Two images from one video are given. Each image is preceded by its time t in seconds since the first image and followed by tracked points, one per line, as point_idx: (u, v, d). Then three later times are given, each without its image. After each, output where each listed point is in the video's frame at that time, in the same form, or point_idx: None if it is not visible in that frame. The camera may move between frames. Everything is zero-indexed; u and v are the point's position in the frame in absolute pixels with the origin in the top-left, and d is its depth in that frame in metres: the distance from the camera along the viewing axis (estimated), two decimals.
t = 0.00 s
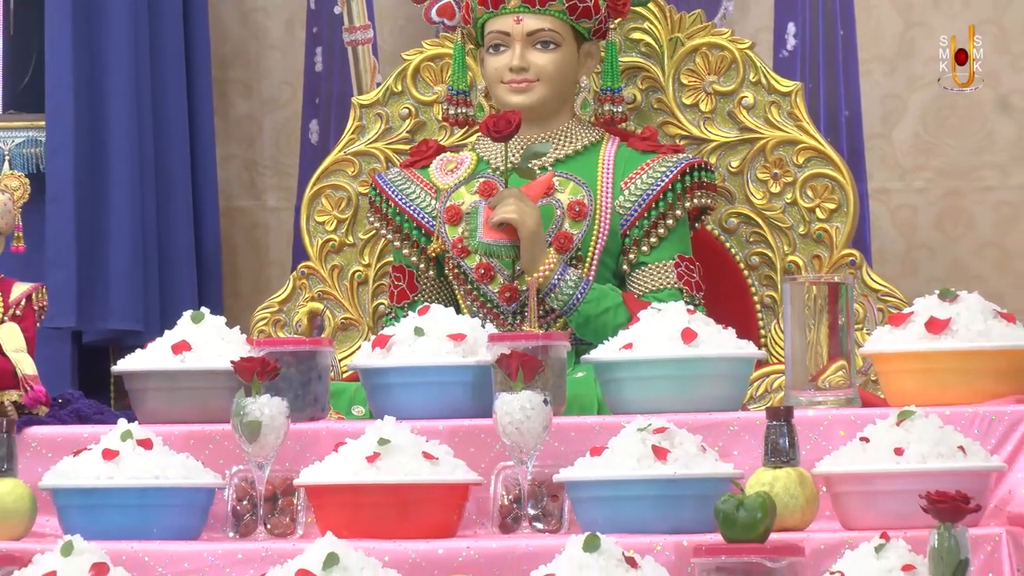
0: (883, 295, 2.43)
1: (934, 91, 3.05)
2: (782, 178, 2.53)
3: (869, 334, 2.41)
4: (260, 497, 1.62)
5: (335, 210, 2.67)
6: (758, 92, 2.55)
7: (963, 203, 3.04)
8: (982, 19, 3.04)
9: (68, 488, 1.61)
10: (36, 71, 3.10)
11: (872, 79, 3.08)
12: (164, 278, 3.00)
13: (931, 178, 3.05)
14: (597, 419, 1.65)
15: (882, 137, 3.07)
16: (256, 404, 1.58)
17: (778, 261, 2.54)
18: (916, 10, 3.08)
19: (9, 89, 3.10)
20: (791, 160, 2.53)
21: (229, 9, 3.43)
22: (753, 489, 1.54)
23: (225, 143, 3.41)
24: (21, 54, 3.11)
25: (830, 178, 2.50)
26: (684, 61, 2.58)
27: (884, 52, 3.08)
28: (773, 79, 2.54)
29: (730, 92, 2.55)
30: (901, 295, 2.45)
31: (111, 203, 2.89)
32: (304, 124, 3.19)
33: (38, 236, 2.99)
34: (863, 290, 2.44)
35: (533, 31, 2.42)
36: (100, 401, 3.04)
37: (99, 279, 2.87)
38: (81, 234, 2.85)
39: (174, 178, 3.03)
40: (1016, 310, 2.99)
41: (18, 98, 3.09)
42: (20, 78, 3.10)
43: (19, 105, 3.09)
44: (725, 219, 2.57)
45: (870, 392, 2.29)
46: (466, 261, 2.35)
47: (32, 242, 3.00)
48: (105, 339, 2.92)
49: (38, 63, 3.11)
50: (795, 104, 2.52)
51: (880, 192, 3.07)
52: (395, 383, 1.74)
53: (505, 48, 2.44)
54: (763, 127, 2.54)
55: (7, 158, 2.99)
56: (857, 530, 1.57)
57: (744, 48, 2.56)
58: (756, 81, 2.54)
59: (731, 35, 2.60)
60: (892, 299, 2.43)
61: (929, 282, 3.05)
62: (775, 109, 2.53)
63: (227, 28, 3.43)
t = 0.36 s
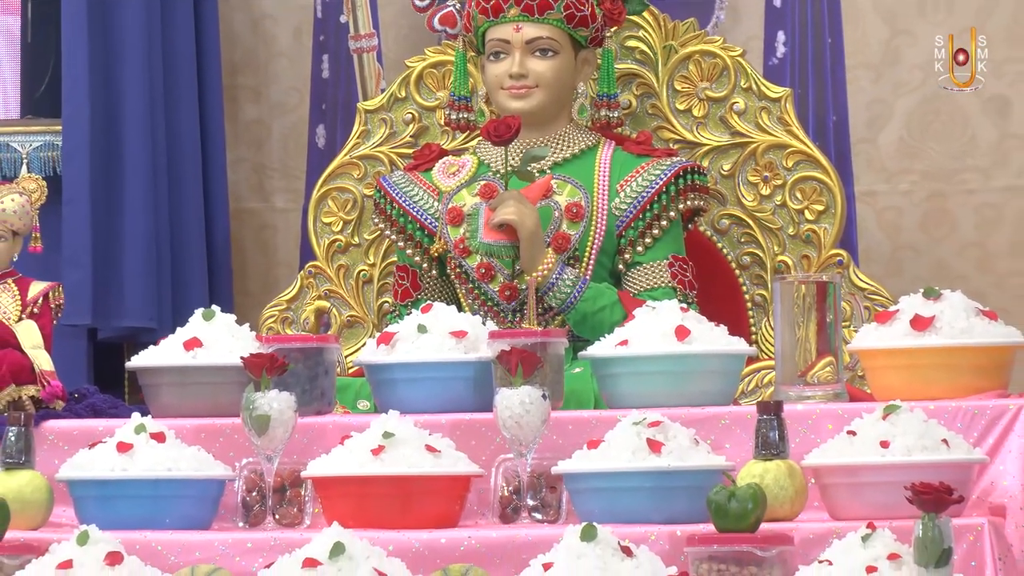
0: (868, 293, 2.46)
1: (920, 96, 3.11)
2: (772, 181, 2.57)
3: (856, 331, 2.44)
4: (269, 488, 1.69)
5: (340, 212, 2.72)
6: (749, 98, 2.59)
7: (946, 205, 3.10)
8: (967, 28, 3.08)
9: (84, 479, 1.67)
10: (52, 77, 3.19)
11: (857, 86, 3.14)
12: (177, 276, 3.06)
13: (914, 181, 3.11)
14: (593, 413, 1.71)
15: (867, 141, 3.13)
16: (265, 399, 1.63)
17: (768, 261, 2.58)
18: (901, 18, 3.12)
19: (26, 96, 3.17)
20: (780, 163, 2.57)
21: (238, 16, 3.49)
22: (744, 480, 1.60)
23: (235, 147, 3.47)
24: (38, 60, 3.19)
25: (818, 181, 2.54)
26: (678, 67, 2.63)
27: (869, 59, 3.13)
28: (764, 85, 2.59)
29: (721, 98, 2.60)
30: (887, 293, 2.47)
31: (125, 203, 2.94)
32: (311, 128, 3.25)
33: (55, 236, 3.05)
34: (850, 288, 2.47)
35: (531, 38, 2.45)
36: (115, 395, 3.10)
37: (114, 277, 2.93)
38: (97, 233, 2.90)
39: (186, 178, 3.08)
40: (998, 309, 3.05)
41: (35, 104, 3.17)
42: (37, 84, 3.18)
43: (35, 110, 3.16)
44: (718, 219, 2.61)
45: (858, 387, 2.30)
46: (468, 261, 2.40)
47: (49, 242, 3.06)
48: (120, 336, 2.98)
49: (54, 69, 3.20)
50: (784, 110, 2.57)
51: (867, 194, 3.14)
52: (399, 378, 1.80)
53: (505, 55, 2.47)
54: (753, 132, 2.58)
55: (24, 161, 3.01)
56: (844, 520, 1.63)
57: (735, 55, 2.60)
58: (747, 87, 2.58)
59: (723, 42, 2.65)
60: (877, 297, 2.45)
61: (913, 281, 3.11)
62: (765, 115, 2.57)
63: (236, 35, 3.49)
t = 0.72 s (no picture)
0: (855, 292, 2.50)
1: (905, 103, 3.13)
2: (762, 184, 2.63)
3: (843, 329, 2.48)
4: (278, 480, 1.75)
5: (347, 214, 2.78)
6: (740, 104, 2.64)
7: (931, 207, 3.11)
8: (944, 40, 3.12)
9: (100, 472, 1.74)
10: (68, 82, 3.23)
11: (845, 92, 3.15)
12: (190, 275, 3.12)
13: (897, 185, 3.13)
14: (591, 408, 1.78)
15: (854, 145, 3.15)
16: (274, 394, 1.70)
17: (759, 262, 2.63)
18: (887, 27, 3.15)
19: (44, 102, 3.22)
20: (770, 167, 2.62)
21: (248, 25, 3.55)
22: (736, 472, 1.66)
23: (245, 152, 3.53)
24: (54, 66, 3.24)
25: (808, 184, 2.60)
26: (672, 75, 2.68)
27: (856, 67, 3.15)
28: (755, 91, 2.63)
29: (714, 104, 2.64)
30: (873, 292, 2.51)
31: (139, 205, 3.00)
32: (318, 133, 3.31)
33: (72, 238, 3.11)
34: (837, 288, 2.51)
35: (530, 47, 2.51)
36: (129, 390, 3.16)
37: (127, 277, 2.98)
38: (112, 234, 2.96)
39: (198, 180, 3.14)
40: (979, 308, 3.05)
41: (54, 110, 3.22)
42: (54, 90, 3.23)
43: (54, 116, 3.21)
44: (710, 221, 2.67)
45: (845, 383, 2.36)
46: (469, 261, 2.46)
47: (66, 243, 3.12)
48: (134, 334, 3.04)
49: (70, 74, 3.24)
50: (774, 116, 2.61)
51: (852, 198, 3.15)
52: (403, 374, 1.87)
53: (505, 63, 2.53)
54: (744, 137, 2.63)
55: (41, 165, 3.07)
56: (832, 511, 1.69)
57: (727, 62, 2.65)
58: (739, 94, 2.63)
59: (716, 50, 2.69)
60: (864, 296, 2.50)
61: (898, 280, 3.13)
62: (756, 120, 2.62)
63: (247, 44, 3.55)
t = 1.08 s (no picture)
0: (842, 291, 2.55)
1: (889, 108, 3.23)
2: (753, 186, 2.68)
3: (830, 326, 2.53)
4: (286, 471, 1.82)
5: (353, 215, 2.85)
6: (732, 109, 2.70)
7: (915, 208, 3.21)
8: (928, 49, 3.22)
9: (115, 463, 1.80)
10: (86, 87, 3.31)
11: (833, 97, 3.26)
12: (202, 272, 3.17)
13: (882, 187, 3.23)
14: (588, 402, 1.84)
15: (841, 149, 3.25)
16: (283, 388, 1.77)
17: (750, 261, 2.69)
18: (872, 35, 3.25)
19: (62, 106, 3.30)
20: (760, 170, 2.68)
21: (257, 34, 3.62)
22: (727, 464, 1.72)
23: (254, 155, 3.59)
24: (72, 72, 3.32)
25: (797, 186, 2.65)
26: (665, 81, 2.74)
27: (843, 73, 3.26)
28: (746, 96, 2.69)
29: (706, 109, 2.71)
30: (860, 291, 2.57)
31: (153, 203, 3.06)
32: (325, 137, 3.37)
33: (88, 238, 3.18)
34: (824, 286, 2.56)
35: (530, 53, 2.57)
36: (144, 385, 3.21)
37: (141, 274, 3.04)
38: (126, 233, 3.02)
39: (210, 180, 3.20)
40: (962, 305, 3.15)
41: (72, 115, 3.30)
42: (72, 95, 3.31)
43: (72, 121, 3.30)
44: (702, 222, 2.72)
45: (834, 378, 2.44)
46: (471, 260, 2.52)
47: (82, 243, 3.18)
48: (147, 331, 3.09)
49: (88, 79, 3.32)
50: (764, 120, 2.68)
51: (840, 198, 3.25)
52: (406, 369, 1.93)
53: (505, 69, 2.59)
54: (735, 140, 2.69)
55: (58, 168, 3.14)
56: (820, 501, 1.76)
57: (719, 69, 2.71)
58: (730, 99, 2.69)
59: (707, 57, 2.76)
60: (851, 294, 2.54)
61: (884, 279, 3.22)
62: (747, 125, 2.68)
63: (256, 51, 3.62)
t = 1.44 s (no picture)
0: (830, 288, 2.61)
1: (875, 111, 3.31)
2: (744, 187, 2.73)
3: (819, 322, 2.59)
4: (294, 462, 1.89)
5: (358, 215, 2.91)
6: (724, 112, 2.75)
7: (901, 207, 3.28)
8: (915, 51, 3.30)
9: (129, 454, 1.87)
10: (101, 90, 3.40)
11: (821, 101, 3.34)
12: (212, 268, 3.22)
13: (869, 186, 3.30)
14: (585, 395, 1.91)
15: (829, 150, 3.33)
16: (290, 381, 1.83)
17: (741, 259, 2.74)
18: (860, 41, 3.33)
19: (77, 109, 3.39)
20: (751, 171, 2.73)
21: (265, 40, 3.69)
22: (719, 454, 1.79)
23: (263, 156, 3.66)
24: (87, 76, 3.40)
25: (786, 186, 2.70)
26: (660, 86, 2.79)
27: (830, 77, 3.34)
28: (737, 100, 2.75)
29: (699, 112, 2.76)
30: (848, 288, 2.63)
31: (165, 201, 3.11)
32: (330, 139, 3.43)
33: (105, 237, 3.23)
34: (812, 283, 2.62)
35: (529, 59, 2.63)
36: (157, 378, 3.26)
37: (155, 272, 3.10)
38: (140, 231, 3.08)
39: (220, 179, 3.26)
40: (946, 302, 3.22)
41: (87, 117, 3.39)
42: (88, 98, 3.40)
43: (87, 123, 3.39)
44: (695, 221, 2.78)
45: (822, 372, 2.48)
46: (472, 258, 2.58)
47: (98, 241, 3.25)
48: (160, 326, 3.15)
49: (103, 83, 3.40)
50: (755, 123, 2.72)
51: (828, 198, 3.32)
52: (410, 363, 2.00)
53: (505, 74, 2.66)
54: (727, 142, 2.74)
55: (74, 170, 3.13)
56: (809, 490, 1.82)
57: (711, 74, 2.76)
58: (722, 103, 2.75)
59: (700, 63, 2.81)
60: (839, 291, 2.60)
61: (870, 276, 3.29)
62: (738, 128, 2.73)
63: (264, 57, 3.69)
